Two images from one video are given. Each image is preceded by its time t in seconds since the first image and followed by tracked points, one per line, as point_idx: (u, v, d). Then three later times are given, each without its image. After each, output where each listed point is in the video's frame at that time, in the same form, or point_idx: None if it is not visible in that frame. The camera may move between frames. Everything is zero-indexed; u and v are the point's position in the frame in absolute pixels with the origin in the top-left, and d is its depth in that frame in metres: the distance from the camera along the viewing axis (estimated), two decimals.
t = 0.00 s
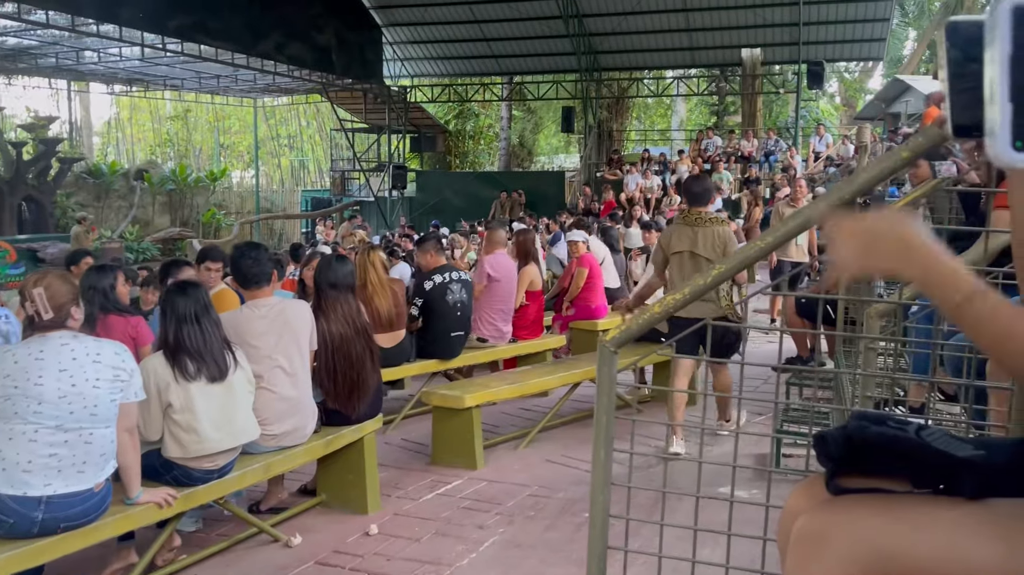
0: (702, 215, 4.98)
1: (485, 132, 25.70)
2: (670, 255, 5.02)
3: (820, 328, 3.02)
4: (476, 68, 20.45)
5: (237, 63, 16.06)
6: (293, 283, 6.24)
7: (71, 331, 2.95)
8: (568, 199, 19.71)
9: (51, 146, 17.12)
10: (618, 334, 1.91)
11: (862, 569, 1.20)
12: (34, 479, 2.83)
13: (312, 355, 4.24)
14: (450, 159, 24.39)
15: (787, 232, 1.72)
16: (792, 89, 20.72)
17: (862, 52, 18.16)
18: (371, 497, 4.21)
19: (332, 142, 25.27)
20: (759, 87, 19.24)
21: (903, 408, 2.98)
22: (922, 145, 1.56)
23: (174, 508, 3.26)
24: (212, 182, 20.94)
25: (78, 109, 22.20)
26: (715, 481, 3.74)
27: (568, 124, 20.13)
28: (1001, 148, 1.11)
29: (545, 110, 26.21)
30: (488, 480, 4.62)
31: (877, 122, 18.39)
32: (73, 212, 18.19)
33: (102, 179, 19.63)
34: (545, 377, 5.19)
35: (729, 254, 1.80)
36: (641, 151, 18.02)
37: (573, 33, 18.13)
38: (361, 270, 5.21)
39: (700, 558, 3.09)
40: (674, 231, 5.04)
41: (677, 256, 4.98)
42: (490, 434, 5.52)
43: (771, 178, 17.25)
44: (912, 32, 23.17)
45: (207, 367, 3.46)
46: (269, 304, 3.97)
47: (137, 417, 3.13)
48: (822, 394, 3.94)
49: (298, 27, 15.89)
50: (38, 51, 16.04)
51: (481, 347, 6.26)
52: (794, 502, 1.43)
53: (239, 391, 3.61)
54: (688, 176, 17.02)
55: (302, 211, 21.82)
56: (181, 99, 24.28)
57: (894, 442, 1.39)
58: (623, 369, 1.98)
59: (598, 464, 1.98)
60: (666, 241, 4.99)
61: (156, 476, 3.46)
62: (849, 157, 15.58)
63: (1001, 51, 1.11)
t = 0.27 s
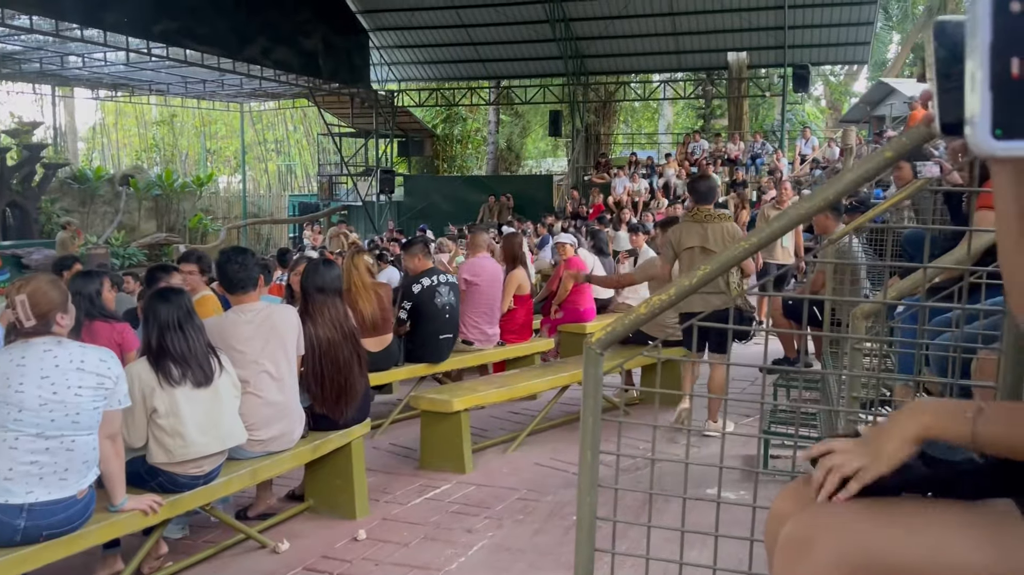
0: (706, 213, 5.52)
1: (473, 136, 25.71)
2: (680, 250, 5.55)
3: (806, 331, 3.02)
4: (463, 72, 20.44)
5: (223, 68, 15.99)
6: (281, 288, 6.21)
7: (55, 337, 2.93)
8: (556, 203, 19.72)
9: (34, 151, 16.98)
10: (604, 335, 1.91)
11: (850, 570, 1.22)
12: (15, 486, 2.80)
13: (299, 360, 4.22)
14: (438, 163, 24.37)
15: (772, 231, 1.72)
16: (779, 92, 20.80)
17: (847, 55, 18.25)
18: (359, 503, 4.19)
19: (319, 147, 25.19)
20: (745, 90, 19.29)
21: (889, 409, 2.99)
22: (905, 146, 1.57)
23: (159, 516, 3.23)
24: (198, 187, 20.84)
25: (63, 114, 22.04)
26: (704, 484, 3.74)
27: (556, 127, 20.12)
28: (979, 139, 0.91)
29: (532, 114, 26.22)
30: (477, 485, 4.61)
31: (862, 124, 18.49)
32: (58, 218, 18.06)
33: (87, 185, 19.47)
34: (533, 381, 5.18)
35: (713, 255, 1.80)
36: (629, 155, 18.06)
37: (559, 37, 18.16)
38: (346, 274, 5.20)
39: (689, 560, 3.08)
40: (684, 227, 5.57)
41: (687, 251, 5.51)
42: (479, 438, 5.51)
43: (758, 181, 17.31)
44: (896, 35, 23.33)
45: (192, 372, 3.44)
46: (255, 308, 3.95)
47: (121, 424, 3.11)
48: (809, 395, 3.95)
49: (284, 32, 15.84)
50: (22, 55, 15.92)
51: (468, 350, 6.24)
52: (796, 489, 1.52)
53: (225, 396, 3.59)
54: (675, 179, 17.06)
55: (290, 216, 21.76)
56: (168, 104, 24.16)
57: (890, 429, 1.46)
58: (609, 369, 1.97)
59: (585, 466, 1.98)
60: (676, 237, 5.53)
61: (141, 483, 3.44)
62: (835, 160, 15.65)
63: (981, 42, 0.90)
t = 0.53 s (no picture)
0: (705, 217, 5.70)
1: (465, 140, 25.74)
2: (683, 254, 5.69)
3: (798, 333, 3.03)
4: (455, 76, 20.46)
5: (214, 73, 15.96)
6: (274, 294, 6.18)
7: (49, 346, 2.91)
8: (548, 206, 19.77)
9: (25, 158, 16.90)
10: (598, 339, 1.91)
11: (846, 569, 1.23)
12: (8, 496, 2.78)
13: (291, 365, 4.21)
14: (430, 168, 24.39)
15: (764, 234, 1.73)
16: (769, 94, 20.90)
17: (837, 58, 18.34)
18: (353, 508, 4.18)
19: (310, 151, 25.18)
20: (736, 93, 19.37)
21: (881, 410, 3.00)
22: (896, 148, 1.57)
23: (154, 523, 3.23)
24: (190, 192, 20.79)
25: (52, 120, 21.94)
26: (698, 487, 3.75)
27: (548, 131, 20.16)
28: (981, 135, 0.92)
29: (523, 118, 26.28)
30: (471, 489, 4.60)
31: (852, 127, 18.58)
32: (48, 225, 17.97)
33: (78, 191, 19.37)
34: (527, 385, 5.18)
35: (706, 259, 1.81)
36: (621, 158, 18.10)
37: (550, 41, 18.21)
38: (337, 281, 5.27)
39: (684, 564, 3.08)
40: (687, 232, 5.70)
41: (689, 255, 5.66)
42: (473, 442, 5.50)
43: (749, 184, 17.39)
44: (885, 37, 23.47)
45: (184, 379, 3.42)
46: (247, 314, 3.94)
47: (114, 431, 3.10)
48: (803, 396, 3.97)
49: (275, 36, 15.81)
50: (11, 61, 15.85)
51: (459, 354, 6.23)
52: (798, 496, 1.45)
53: (218, 401, 3.57)
54: (667, 182, 17.10)
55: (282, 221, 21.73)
56: (158, 109, 24.10)
57: (893, 424, 1.38)
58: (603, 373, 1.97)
59: (580, 471, 1.97)
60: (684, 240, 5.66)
61: (133, 490, 3.41)
62: (825, 162, 15.74)
63: (984, 42, 0.91)
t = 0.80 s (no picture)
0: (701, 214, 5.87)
1: (459, 144, 25.73)
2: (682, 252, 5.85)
3: (794, 336, 3.03)
4: (449, 81, 20.46)
5: (207, 78, 15.93)
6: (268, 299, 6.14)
7: (43, 354, 2.89)
8: (543, 211, 19.75)
9: (17, 163, 16.82)
10: (594, 345, 1.91)
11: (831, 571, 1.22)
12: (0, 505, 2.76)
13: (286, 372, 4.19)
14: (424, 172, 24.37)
15: (759, 239, 1.73)
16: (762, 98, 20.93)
17: (831, 61, 18.36)
18: (349, 514, 4.17)
19: (304, 156, 25.13)
20: (729, 97, 19.37)
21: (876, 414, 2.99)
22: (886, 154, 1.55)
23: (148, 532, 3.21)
24: (183, 198, 20.73)
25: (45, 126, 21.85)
26: (693, 490, 3.75)
27: (542, 135, 20.13)
28: (999, 133, 0.93)
29: (517, 122, 26.27)
30: (467, 495, 4.59)
31: (846, 130, 18.62)
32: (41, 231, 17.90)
33: (70, 197, 19.27)
34: (523, 389, 5.17)
35: (700, 264, 1.81)
36: (614, 162, 18.11)
37: (544, 46, 18.21)
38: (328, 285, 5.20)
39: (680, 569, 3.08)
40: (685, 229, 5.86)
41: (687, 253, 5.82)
42: (468, 447, 5.49)
43: (743, 187, 17.42)
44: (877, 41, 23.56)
45: (177, 386, 3.41)
46: (241, 320, 3.93)
47: (107, 437, 3.08)
48: (798, 399, 3.97)
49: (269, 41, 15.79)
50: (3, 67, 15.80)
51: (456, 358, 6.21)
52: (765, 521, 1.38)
53: (212, 407, 3.56)
54: (660, 186, 17.12)
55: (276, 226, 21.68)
56: (151, 115, 24.03)
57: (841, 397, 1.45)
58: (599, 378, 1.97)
59: (576, 476, 1.97)
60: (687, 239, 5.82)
61: (128, 498, 3.40)
62: (819, 165, 15.78)
63: (1005, 43, 0.92)
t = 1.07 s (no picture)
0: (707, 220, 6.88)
1: (456, 149, 25.80)
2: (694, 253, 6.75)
3: (790, 341, 3.05)
4: (445, 86, 20.52)
5: (204, 84, 15.93)
6: (265, 304, 6.11)
7: (43, 360, 2.90)
8: (539, 215, 19.81)
9: (13, 170, 16.80)
10: (592, 351, 1.92)
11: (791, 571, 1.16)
12: None
13: (285, 378, 4.20)
14: (421, 177, 24.41)
15: (755, 246, 1.75)
16: (758, 102, 21.03)
17: (825, 65, 18.44)
18: (347, 520, 4.17)
19: (300, 162, 25.17)
20: (725, 101, 19.45)
21: (873, 417, 3.01)
22: (881, 162, 1.55)
23: (141, 540, 3.19)
24: (180, 204, 20.74)
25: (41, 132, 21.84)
26: (692, 495, 3.77)
27: (538, 140, 20.17)
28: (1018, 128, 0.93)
29: (514, 127, 26.35)
30: (466, 500, 4.59)
31: (841, 133, 18.70)
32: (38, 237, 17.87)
33: (67, 204, 19.24)
34: (521, 394, 5.17)
35: (699, 271, 1.82)
36: (611, 166, 18.17)
37: (540, 51, 18.29)
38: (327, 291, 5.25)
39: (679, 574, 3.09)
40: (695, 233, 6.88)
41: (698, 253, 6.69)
42: (467, 452, 5.50)
43: (739, 191, 17.50)
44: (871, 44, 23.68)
45: (176, 392, 3.41)
46: (240, 326, 3.94)
47: (106, 444, 3.08)
48: (796, 403, 3.99)
49: (265, 47, 15.79)
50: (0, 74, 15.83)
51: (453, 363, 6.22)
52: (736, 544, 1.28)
53: (209, 413, 3.57)
54: (657, 190, 17.19)
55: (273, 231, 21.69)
56: (148, 121, 24.06)
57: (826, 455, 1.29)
58: (598, 385, 1.98)
59: (577, 482, 1.98)
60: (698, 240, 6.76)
61: (126, 505, 3.40)
62: (814, 169, 15.86)
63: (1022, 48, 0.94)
